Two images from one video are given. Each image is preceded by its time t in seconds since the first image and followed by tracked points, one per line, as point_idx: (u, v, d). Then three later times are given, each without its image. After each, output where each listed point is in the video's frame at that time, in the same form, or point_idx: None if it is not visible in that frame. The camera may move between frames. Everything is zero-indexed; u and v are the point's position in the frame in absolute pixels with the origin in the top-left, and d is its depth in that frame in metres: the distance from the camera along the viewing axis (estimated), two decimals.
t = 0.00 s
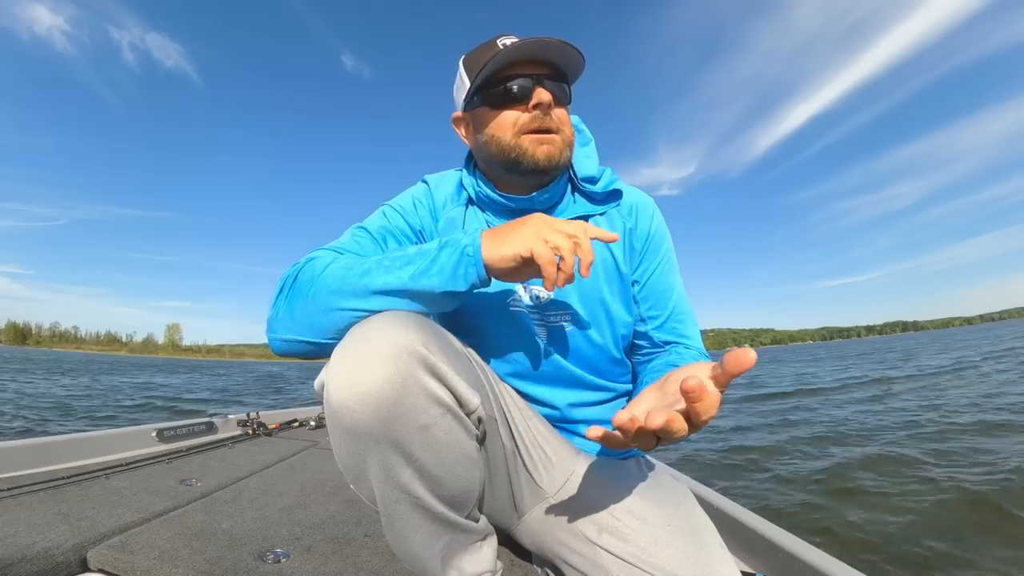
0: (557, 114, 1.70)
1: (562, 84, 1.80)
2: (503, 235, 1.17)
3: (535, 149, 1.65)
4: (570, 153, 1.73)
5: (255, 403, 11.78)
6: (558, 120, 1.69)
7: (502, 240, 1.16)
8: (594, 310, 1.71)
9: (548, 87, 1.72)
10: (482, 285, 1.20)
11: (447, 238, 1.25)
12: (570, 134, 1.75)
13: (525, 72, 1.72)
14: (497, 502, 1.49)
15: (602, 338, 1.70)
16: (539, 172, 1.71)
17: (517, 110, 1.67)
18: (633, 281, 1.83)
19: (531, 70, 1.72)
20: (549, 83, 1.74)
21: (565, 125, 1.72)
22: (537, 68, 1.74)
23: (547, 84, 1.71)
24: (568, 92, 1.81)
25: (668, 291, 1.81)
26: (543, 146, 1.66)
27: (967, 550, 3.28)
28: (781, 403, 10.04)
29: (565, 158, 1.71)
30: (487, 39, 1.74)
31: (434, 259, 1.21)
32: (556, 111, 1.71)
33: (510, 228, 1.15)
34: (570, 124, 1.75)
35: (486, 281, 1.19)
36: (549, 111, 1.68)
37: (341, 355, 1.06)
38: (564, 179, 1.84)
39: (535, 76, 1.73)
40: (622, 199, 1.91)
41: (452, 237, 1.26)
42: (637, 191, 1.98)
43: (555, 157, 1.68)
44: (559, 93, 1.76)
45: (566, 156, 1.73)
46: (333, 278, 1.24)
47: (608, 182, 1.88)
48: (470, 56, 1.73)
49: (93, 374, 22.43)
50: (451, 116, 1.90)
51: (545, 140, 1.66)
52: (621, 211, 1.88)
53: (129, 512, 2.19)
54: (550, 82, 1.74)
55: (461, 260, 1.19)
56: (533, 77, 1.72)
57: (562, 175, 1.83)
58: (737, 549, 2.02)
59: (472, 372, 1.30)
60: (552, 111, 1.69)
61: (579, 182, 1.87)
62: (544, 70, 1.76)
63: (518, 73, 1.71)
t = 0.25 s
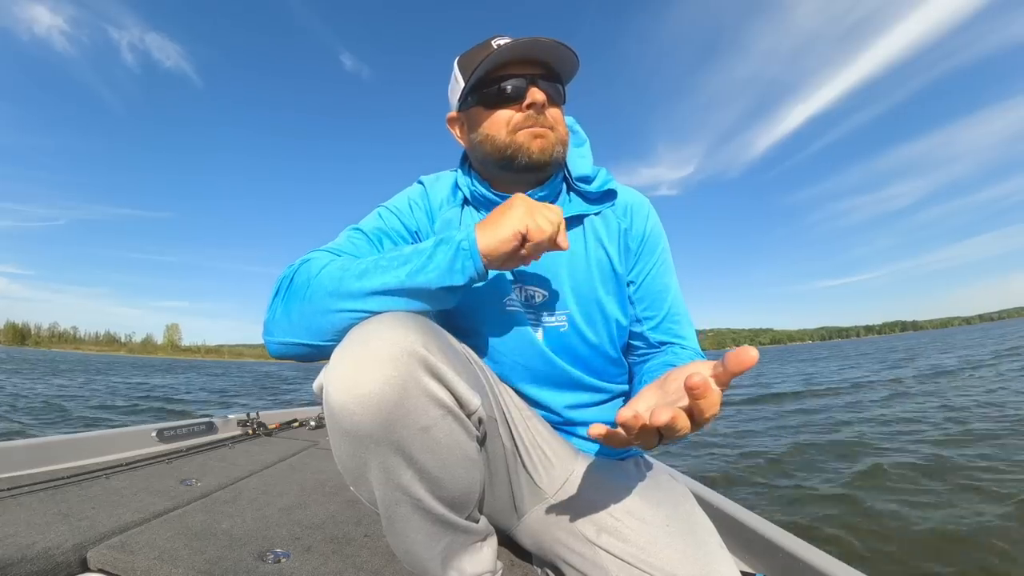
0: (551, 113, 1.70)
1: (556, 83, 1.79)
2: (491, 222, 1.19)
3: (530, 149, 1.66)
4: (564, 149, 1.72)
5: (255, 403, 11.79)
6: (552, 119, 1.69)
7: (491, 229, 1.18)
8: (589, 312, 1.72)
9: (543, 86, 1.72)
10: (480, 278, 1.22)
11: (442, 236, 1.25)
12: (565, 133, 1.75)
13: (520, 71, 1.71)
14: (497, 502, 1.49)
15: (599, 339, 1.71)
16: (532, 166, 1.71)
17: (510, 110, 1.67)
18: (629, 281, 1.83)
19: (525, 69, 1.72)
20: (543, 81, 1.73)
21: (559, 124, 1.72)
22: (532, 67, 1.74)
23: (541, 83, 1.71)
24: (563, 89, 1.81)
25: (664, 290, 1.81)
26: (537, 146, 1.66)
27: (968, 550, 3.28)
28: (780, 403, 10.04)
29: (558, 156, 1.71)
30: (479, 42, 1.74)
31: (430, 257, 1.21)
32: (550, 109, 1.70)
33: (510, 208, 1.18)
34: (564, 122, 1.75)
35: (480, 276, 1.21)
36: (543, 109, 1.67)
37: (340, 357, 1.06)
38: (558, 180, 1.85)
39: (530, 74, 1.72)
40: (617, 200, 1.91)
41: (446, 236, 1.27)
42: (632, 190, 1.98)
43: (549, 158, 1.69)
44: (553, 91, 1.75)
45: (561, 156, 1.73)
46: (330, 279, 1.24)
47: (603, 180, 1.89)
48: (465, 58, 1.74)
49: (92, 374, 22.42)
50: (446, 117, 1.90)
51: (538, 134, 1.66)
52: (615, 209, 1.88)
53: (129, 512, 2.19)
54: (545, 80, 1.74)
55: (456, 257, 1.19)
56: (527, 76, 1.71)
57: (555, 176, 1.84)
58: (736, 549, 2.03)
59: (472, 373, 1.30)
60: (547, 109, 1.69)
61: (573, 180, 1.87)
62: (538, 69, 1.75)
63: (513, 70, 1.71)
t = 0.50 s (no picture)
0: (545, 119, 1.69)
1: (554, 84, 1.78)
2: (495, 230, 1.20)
3: (523, 159, 1.68)
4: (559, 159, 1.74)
5: (255, 403, 11.79)
6: (546, 126, 1.69)
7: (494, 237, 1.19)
8: (588, 310, 1.72)
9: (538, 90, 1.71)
10: (476, 278, 1.22)
11: (438, 235, 1.25)
12: (560, 138, 1.75)
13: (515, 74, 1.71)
14: (496, 503, 1.49)
15: (597, 338, 1.71)
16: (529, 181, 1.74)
17: (504, 117, 1.67)
18: (627, 280, 1.83)
19: (520, 71, 1.71)
20: (539, 84, 1.72)
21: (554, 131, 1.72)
22: (528, 69, 1.73)
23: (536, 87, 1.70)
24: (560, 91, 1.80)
25: (662, 289, 1.81)
26: (531, 156, 1.68)
27: (968, 550, 3.29)
28: (781, 403, 10.04)
29: (552, 164, 1.72)
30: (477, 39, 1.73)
31: (427, 257, 1.21)
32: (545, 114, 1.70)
33: (514, 213, 1.18)
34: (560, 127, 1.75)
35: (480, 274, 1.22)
36: (537, 116, 1.67)
37: (338, 358, 1.06)
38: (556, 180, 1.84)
39: (525, 77, 1.71)
40: (615, 199, 1.91)
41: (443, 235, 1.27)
42: (629, 188, 1.99)
43: (542, 167, 1.70)
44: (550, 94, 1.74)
45: (556, 162, 1.74)
46: (327, 279, 1.24)
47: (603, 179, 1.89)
48: (461, 58, 1.73)
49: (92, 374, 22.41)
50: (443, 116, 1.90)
51: (533, 151, 1.68)
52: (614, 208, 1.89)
53: (129, 512, 2.19)
54: (541, 83, 1.73)
55: (452, 256, 1.20)
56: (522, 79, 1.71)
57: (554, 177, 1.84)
58: (737, 549, 2.03)
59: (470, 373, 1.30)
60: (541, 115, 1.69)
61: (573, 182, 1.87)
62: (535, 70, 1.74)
63: (509, 74, 1.70)
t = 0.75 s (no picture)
0: (526, 157, 1.64)
1: (548, 110, 1.67)
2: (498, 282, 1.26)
3: (497, 198, 1.66)
4: (540, 199, 1.69)
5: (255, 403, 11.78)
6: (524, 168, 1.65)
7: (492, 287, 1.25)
8: (582, 323, 1.73)
9: (524, 122, 1.64)
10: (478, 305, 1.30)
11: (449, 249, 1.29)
12: (543, 177, 1.68)
13: (501, 105, 1.64)
14: (495, 502, 1.49)
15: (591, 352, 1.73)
16: (507, 221, 1.71)
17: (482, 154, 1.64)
18: (626, 295, 1.84)
19: (506, 101, 1.64)
20: (525, 115, 1.64)
21: (535, 170, 1.66)
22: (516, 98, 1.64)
23: (519, 122, 1.63)
24: (555, 118, 1.68)
25: (662, 306, 1.81)
26: (506, 196, 1.66)
27: (968, 550, 3.29)
28: (781, 403, 10.04)
29: (530, 206, 1.68)
30: (471, 56, 1.67)
31: (436, 269, 1.25)
32: (526, 152, 1.63)
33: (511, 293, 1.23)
34: (546, 164, 1.67)
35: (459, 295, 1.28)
36: (513, 157, 1.63)
37: (334, 355, 1.06)
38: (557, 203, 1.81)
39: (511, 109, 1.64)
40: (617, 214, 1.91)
41: (454, 248, 1.31)
42: (632, 202, 1.98)
43: (516, 208, 1.67)
44: (538, 127, 1.65)
45: (536, 200, 1.69)
46: (332, 278, 1.24)
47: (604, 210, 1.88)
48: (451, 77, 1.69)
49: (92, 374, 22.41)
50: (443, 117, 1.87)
51: (508, 191, 1.65)
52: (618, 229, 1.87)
53: (129, 512, 2.19)
54: (529, 113, 1.64)
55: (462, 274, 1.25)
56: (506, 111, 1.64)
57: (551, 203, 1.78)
58: (737, 549, 2.03)
59: (467, 371, 1.30)
60: (520, 156, 1.63)
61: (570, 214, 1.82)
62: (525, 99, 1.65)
63: (493, 106, 1.65)
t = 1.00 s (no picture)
0: (530, 139, 1.64)
1: (552, 97, 1.68)
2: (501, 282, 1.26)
3: (499, 180, 1.66)
4: (543, 181, 1.69)
5: (255, 404, 11.79)
6: (528, 150, 1.64)
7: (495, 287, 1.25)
8: (580, 318, 1.73)
9: (528, 107, 1.64)
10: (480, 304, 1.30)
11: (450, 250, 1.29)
12: (547, 160, 1.68)
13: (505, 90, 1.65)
14: (495, 503, 1.49)
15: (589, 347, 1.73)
16: (510, 204, 1.71)
17: (486, 136, 1.64)
18: (624, 290, 1.84)
19: (511, 86, 1.65)
20: (529, 100, 1.65)
21: (538, 153, 1.66)
22: (520, 83, 1.66)
23: (524, 106, 1.63)
24: (559, 105, 1.69)
25: (660, 299, 1.80)
26: (508, 178, 1.65)
27: (969, 549, 3.29)
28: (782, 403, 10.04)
29: (533, 187, 1.67)
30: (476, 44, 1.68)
31: (438, 270, 1.25)
32: (530, 135, 1.64)
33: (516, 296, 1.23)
34: (549, 148, 1.67)
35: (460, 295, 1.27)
36: (517, 139, 1.63)
37: (333, 357, 1.07)
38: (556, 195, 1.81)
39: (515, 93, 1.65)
40: (615, 207, 1.90)
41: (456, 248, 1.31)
42: (631, 197, 1.98)
43: (520, 189, 1.66)
44: (542, 112, 1.65)
45: (538, 184, 1.68)
46: (332, 279, 1.24)
47: (604, 200, 1.88)
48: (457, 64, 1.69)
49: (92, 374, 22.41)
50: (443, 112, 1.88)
51: (511, 172, 1.64)
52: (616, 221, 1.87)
53: (129, 512, 2.19)
54: (533, 99, 1.65)
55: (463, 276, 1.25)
56: (511, 95, 1.65)
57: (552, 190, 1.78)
58: (737, 549, 2.03)
59: (466, 373, 1.30)
60: (524, 138, 1.63)
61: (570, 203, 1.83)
62: (529, 84, 1.66)
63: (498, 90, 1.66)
